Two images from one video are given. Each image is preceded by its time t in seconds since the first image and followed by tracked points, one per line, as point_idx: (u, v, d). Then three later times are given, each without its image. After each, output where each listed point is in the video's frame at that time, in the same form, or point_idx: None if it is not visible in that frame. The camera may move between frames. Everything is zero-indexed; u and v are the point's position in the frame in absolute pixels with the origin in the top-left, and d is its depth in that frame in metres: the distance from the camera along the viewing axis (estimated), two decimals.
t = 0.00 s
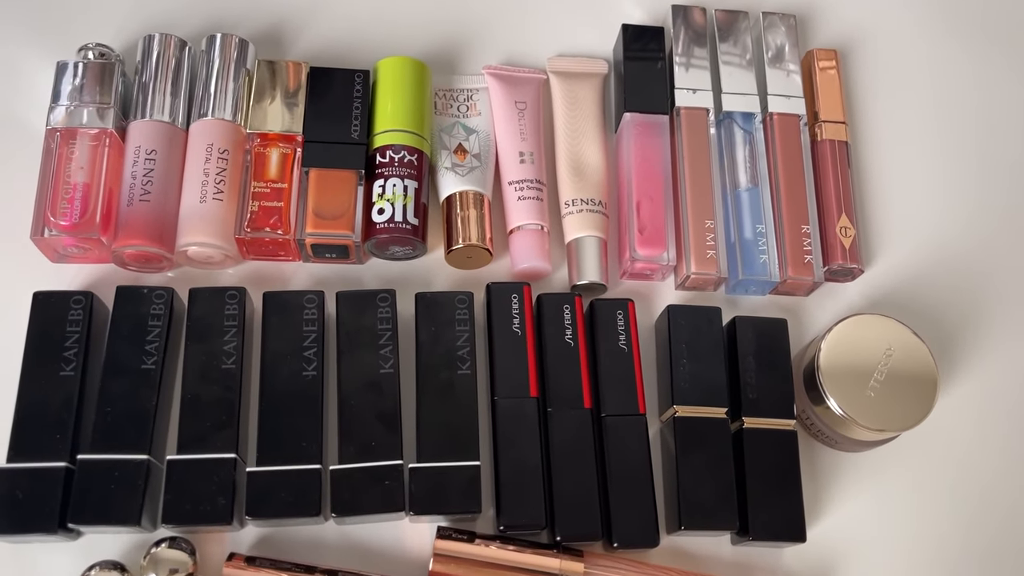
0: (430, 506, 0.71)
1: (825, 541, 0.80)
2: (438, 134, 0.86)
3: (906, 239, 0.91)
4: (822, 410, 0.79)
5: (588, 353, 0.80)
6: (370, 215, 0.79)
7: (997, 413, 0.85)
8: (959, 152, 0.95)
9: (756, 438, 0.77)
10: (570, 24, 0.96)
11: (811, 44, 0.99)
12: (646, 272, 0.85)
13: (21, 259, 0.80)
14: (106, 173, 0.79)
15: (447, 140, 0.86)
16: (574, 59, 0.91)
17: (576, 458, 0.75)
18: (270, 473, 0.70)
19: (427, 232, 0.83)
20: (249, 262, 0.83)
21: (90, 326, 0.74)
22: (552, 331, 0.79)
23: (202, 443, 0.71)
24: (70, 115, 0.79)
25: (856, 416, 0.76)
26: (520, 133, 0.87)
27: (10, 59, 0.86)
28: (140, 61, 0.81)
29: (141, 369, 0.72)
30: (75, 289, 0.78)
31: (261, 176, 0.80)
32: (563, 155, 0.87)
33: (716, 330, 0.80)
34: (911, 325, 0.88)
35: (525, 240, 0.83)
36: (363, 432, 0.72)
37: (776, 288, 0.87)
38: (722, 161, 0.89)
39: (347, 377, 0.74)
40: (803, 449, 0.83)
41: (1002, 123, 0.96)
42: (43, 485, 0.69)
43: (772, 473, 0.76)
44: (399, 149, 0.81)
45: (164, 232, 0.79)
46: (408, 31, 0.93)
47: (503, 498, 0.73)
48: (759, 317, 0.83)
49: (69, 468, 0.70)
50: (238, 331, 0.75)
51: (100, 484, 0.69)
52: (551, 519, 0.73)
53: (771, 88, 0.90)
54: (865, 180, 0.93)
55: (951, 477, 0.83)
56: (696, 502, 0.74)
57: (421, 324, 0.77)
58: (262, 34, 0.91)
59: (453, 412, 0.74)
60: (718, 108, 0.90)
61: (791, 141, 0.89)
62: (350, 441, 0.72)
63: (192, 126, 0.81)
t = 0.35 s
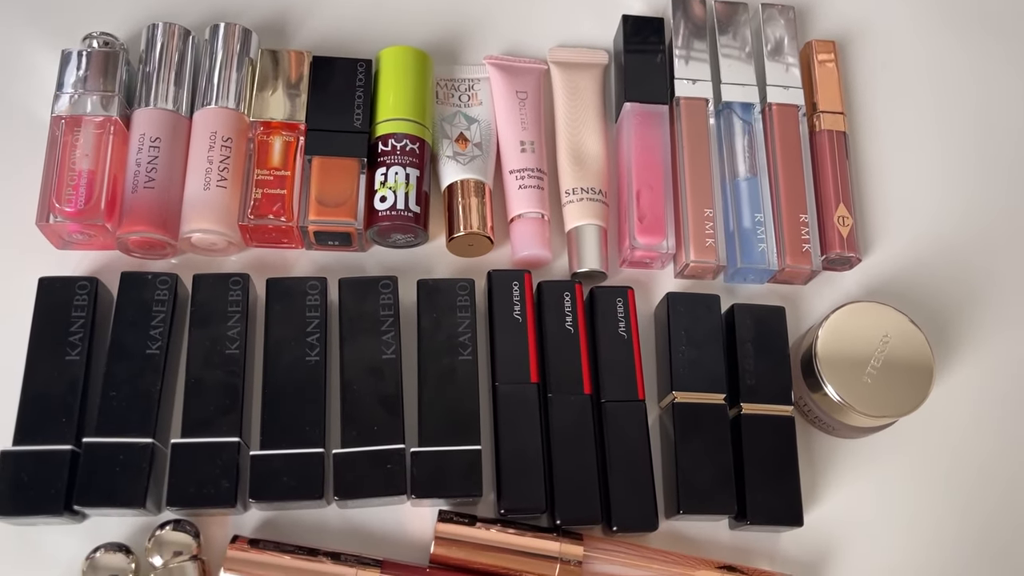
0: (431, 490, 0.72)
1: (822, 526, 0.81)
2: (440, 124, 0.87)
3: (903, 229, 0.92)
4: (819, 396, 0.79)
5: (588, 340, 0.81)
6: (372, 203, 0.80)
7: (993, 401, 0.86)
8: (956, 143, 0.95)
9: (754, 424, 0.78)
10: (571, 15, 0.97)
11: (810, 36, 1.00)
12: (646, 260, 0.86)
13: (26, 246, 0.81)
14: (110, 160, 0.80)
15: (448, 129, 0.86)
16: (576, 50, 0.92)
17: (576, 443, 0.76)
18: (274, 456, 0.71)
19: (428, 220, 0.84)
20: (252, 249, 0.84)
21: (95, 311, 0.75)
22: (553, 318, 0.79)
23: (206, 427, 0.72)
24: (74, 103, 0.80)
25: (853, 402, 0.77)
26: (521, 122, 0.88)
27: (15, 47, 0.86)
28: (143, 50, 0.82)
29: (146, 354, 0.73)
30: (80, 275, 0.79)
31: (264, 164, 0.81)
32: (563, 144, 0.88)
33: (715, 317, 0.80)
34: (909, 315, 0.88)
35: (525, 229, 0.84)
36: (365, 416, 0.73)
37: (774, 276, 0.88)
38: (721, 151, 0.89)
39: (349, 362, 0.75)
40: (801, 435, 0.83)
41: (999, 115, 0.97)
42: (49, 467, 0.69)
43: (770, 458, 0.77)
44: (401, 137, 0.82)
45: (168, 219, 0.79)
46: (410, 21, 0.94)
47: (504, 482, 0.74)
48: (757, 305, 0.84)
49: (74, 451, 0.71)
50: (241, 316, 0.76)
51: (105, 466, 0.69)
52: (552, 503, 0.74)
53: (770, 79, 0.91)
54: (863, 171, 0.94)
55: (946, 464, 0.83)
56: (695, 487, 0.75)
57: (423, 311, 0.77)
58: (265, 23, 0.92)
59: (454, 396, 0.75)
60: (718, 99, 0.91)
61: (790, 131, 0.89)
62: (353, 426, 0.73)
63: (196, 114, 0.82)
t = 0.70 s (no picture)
0: (441, 475, 0.71)
1: (832, 513, 0.80)
2: (448, 110, 0.86)
3: (912, 217, 0.91)
4: (830, 383, 0.79)
5: (598, 326, 0.80)
6: (381, 187, 0.80)
7: (1003, 389, 0.85)
8: (964, 131, 0.95)
9: (764, 410, 0.78)
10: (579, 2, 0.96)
11: (818, 23, 0.99)
12: (655, 247, 0.86)
13: (33, 231, 0.80)
14: (117, 144, 0.79)
15: (456, 115, 0.86)
16: (584, 36, 0.92)
17: (586, 428, 0.75)
18: (283, 441, 0.71)
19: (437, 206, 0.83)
20: (260, 235, 0.83)
21: (103, 295, 0.74)
22: (562, 304, 0.79)
23: (214, 411, 0.71)
24: (81, 88, 0.79)
25: (864, 388, 0.76)
26: (530, 108, 0.87)
27: (21, 32, 0.86)
28: (151, 35, 0.81)
29: (154, 338, 0.73)
30: (87, 259, 0.79)
31: (272, 149, 0.81)
32: (572, 130, 0.88)
33: (725, 304, 0.80)
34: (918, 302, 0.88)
35: (534, 215, 0.84)
36: (374, 401, 0.73)
37: (783, 264, 0.87)
38: (732, 137, 0.89)
39: (358, 347, 0.74)
40: (811, 422, 0.83)
41: (1008, 103, 0.97)
42: (57, 451, 0.69)
43: (781, 445, 0.77)
44: (410, 122, 0.82)
45: (176, 203, 0.79)
46: (418, 6, 0.93)
47: (513, 467, 0.73)
48: (766, 291, 0.83)
49: (82, 435, 0.70)
50: (250, 301, 0.75)
51: (113, 450, 0.69)
52: (561, 489, 0.74)
53: (778, 67, 0.91)
54: (871, 159, 0.93)
55: (956, 452, 0.83)
56: (705, 473, 0.75)
57: (432, 296, 0.77)
58: (272, 8, 0.91)
59: (463, 381, 0.74)
60: (727, 86, 0.91)
61: (799, 119, 0.89)
62: (362, 410, 0.72)
63: (203, 99, 0.81)
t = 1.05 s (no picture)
0: (447, 472, 0.73)
1: (830, 510, 0.82)
2: (454, 113, 0.88)
3: (910, 220, 0.93)
4: (829, 382, 0.81)
5: (601, 326, 0.82)
6: (388, 190, 0.81)
7: (998, 389, 0.87)
8: (961, 136, 0.97)
9: (764, 409, 0.79)
10: (582, 8, 0.98)
11: (818, 29, 1.01)
12: (657, 249, 0.87)
13: (47, 232, 0.82)
14: (130, 147, 0.81)
15: (462, 118, 0.87)
16: (587, 41, 0.93)
17: (590, 427, 0.77)
18: (293, 438, 0.72)
19: (443, 208, 0.85)
20: (269, 236, 0.85)
21: (116, 295, 0.76)
22: (566, 305, 0.81)
23: (225, 409, 0.73)
24: (93, 92, 0.81)
25: (862, 388, 0.78)
26: (534, 113, 0.89)
27: (33, 35, 0.87)
28: (162, 40, 0.83)
29: (167, 337, 0.74)
30: (100, 260, 0.80)
31: (281, 152, 0.82)
32: (576, 134, 0.89)
33: (726, 304, 0.82)
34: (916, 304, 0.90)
35: (539, 217, 0.85)
36: (383, 399, 0.74)
37: (783, 265, 0.89)
38: (731, 141, 0.90)
39: (366, 347, 0.76)
40: (810, 421, 0.85)
41: (1003, 108, 0.98)
42: (71, 448, 0.70)
43: (780, 443, 0.78)
44: (417, 126, 0.83)
45: (187, 205, 0.80)
46: (423, 12, 0.95)
47: (518, 465, 0.75)
48: (766, 292, 0.85)
49: (96, 432, 0.72)
50: (260, 301, 0.77)
51: (127, 447, 0.70)
52: (566, 486, 0.75)
53: (778, 72, 0.92)
54: (870, 163, 0.95)
55: (952, 450, 0.85)
56: (706, 470, 0.76)
57: (439, 296, 0.79)
58: (281, 13, 0.93)
59: (470, 380, 0.76)
60: (728, 90, 0.92)
61: (799, 122, 0.91)
62: (370, 408, 0.74)
63: (214, 103, 0.83)
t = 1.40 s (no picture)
0: (458, 473, 0.73)
1: (838, 511, 0.82)
2: (463, 117, 0.88)
3: (915, 223, 0.93)
4: (836, 384, 0.81)
5: (610, 328, 0.82)
6: (399, 193, 0.82)
7: (1004, 391, 0.88)
8: (966, 139, 0.97)
9: (771, 411, 0.80)
10: (590, 12, 0.98)
11: (824, 33, 1.01)
12: (666, 251, 0.88)
13: (60, 234, 0.83)
14: (143, 150, 0.82)
15: (471, 122, 0.88)
16: (595, 45, 0.94)
17: (599, 428, 0.77)
18: (305, 439, 0.73)
19: (453, 211, 0.85)
20: (280, 238, 0.86)
21: (129, 297, 0.77)
22: (575, 308, 0.81)
23: (238, 410, 0.73)
24: (105, 95, 0.81)
25: (869, 390, 0.78)
26: (543, 116, 0.89)
27: (45, 39, 0.88)
28: (174, 44, 0.83)
29: (180, 339, 0.75)
30: (113, 262, 0.81)
31: (292, 155, 0.83)
32: (584, 137, 0.90)
33: (733, 307, 0.82)
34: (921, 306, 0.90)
35: (548, 219, 0.86)
36: (394, 401, 0.75)
37: (790, 268, 0.90)
38: (738, 145, 0.91)
39: (378, 348, 0.76)
40: (817, 423, 0.85)
41: (1008, 112, 0.99)
42: (85, 448, 0.71)
43: (787, 444, 0.79)
44: (427, 130, 0.84)
45: (199, 208, 0.81)
46: (433, 15, 0.95)
47: (528, 466, 0.75)
48: (774, 295, 0.86)
49: (110, 433, 0.72)
50: (272, 303, 0.77)
51: (140, 448, 0.71)
52: (575, 486, 0.76)
53: (784, 76, 0.93)
54: (875, 166, 0.96)
55: (958, 451, 0.85)
56: (714, 472, 0.77)
57: (449, 298, 0.79)
58: (291, 17, 0.93)
59: (480, 382, 0.76)
60: (734, 94, 0.93)
61: (805, 125, 0.91)
62: (381, 410, 0.74)
63: (225, 106, 0.84)
